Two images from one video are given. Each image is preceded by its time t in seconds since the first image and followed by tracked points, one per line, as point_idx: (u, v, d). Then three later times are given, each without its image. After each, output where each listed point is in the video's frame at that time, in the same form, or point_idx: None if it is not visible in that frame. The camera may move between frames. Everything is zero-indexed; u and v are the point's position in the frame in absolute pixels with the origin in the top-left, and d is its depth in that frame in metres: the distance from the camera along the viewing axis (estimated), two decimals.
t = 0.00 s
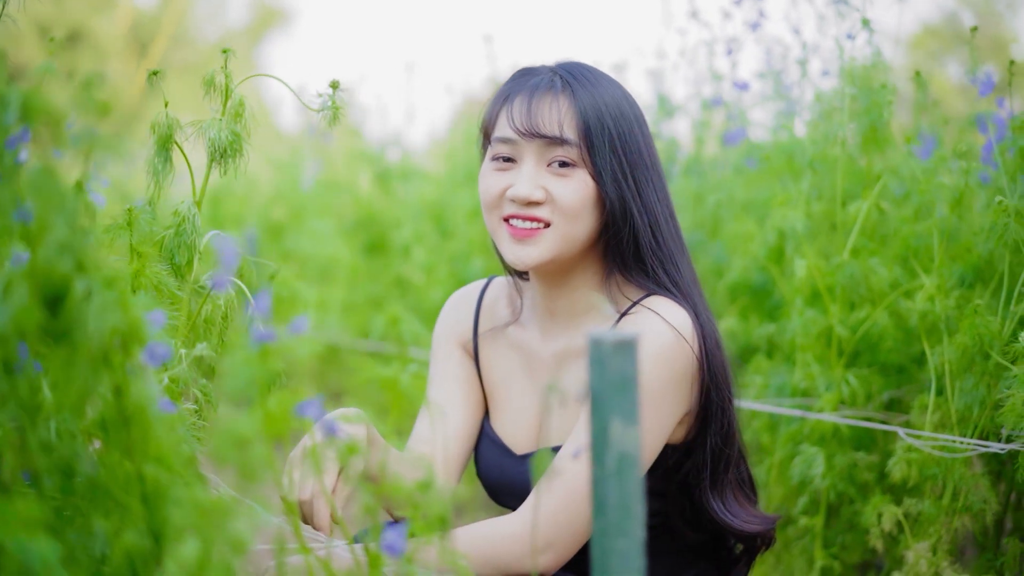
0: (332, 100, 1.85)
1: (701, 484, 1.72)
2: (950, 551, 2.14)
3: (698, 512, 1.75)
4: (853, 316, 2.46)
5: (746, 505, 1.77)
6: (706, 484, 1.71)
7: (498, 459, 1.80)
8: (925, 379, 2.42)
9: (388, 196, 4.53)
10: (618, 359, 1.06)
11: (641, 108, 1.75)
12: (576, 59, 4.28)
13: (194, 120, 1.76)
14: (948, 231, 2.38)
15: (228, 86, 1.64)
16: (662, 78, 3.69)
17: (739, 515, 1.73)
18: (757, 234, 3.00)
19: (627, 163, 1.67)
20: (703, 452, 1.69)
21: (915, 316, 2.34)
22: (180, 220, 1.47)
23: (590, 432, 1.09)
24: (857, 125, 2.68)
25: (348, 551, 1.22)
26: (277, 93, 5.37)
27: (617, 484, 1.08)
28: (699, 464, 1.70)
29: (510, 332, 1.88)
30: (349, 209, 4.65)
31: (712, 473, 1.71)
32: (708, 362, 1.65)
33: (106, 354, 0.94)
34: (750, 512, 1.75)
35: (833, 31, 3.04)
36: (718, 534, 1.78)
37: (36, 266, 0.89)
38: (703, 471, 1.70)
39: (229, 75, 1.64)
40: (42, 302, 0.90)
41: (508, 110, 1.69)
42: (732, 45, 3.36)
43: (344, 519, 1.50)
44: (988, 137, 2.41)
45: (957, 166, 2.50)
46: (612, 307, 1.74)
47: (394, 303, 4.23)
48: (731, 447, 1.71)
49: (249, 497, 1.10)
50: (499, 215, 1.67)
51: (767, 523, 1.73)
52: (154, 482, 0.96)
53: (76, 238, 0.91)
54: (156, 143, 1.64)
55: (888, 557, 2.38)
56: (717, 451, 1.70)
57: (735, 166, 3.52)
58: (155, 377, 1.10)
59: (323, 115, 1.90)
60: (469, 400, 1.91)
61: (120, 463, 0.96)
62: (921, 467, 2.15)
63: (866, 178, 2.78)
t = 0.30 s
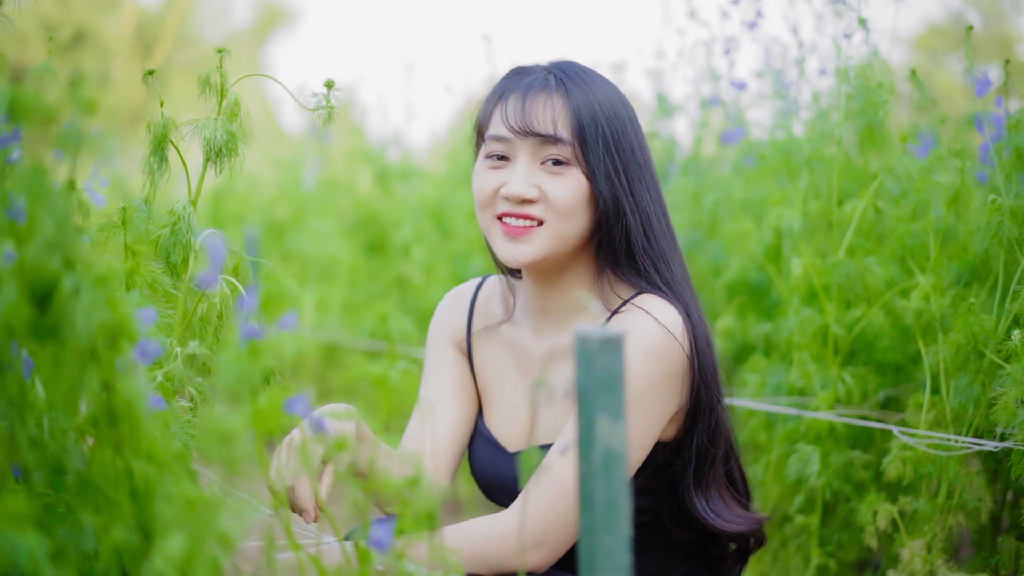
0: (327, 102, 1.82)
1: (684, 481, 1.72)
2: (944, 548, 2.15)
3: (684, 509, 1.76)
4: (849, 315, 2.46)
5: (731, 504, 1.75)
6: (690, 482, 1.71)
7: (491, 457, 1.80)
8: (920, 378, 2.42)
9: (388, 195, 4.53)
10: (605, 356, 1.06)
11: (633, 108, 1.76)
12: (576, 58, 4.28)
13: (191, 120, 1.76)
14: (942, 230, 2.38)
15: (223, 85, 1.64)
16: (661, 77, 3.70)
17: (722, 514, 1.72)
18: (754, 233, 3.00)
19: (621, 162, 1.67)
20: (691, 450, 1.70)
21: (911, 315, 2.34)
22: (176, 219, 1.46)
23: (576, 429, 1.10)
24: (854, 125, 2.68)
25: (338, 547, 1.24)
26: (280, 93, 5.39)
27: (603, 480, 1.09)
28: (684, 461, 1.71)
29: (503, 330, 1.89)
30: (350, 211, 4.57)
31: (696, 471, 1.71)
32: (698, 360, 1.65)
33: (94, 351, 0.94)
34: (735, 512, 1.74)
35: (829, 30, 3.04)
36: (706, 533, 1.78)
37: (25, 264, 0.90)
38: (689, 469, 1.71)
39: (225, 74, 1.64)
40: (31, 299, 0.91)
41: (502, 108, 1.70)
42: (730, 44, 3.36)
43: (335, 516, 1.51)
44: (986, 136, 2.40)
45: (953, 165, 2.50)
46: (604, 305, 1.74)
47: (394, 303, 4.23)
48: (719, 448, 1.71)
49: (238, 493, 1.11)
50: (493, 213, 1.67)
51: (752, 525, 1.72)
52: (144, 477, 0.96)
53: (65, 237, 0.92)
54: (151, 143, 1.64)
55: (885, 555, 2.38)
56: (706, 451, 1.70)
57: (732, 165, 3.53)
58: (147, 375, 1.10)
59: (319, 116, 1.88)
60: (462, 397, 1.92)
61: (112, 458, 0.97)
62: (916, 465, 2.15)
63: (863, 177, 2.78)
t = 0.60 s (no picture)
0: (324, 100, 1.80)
1: (670, 478, 1.73)
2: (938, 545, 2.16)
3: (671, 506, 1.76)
4: (845, 314, 2.47)
5: (718, 503, 1.75)
6: (675, 479, 1.72)
7: (484, 454, 1.82)
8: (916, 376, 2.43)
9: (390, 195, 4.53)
10: (593, 350, 1.06)
11: (625, 108, 1.77)
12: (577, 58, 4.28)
13: (191, 119, 1.77)
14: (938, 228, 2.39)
15: (222, 85, 1.65)
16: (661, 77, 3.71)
17: (706, 513, 1.72)
18: (752, 232, 3.01)
19: (612, 161, 1.69)
20: (678, 447, 1.72)
21: (906, 313, 2.35)
22: (176, 217, 1.47)
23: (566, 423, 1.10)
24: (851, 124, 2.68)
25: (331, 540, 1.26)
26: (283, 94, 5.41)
27: (593, 474, 1.09)
28: (671, 459, 1.72)
29: (496, 327, 1.90)
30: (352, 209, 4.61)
31: (682, 469, 1.72)
32: (688, 359, 1.67)
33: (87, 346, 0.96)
34: (721, 511, 1.75)
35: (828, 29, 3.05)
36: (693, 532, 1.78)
37: (20, 260, 0.92)
38: (674, 467, 1.72)
39: (224, 74, 1.65)
40: (26, 294, 0.93)
41: (495, 108, 1.71)
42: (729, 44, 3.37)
43: (330, 512, 1.53)
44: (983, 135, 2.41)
45: (949, 164, 2.51)
46: (595, 304, 1.76)
47: (396, 302, 4.23)
48: (707, 447, 1.73)
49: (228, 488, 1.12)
50: (486, 211, 1.68)
51: (739, 525, 1.73)
52: (137, 470, 0.97)
53: (59, 232, 0.93)
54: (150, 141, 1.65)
55: (881, 552, 2.40)
56: (693, 450, 1.72)
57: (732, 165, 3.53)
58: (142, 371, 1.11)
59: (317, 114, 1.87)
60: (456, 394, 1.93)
61: (106, 451, 0.99)
62: (911, 463, 2.17)
63: (861, 177, 2.79)
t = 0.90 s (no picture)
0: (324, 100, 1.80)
1: (663, 476, 1.74)
2: (936, 543, 2.17)
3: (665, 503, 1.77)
4: (844, 312, 2.48)
5: (711, 501, 1.76)
6: (668, 477, 1.73)
7: (479, 452, 1.83)
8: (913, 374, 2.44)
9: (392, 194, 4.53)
10: (586, 347, 1.06)
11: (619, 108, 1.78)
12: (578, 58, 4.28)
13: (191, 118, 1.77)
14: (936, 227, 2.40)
15: (222, 85, 1.66)
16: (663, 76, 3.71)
17: (699, 511, 1.73)
18: (751, 231, 3.02)
19: (606, 161, 1.70)
20: (671, 446, 1.73)
21: (904, 311, 2.35)
22: (176, 216, 1.48)
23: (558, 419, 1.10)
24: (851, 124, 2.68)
25: (327, 536, 1.28)
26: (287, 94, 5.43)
27: (584, 469, 1.09)
28: (664, 458, 1.73)
29: (490, 325, 1.91)
30: (355, 210, 4.58)
31: (675, 468, 1.73)
32: (680, 358, 1.68)
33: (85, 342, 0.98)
34: (715, 509, 1.75)
35: (826, 30, 3.05)
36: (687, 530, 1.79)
37: (16, 258, 0.93)
38: (667, 466, 1.73)
39: (224, 73, 1.66)
40: (24, 292, 0.94)
41: (490, 107, 1.72)
42: (729, 44, 3.38)
43: (327, 509, 1.54)
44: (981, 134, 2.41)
45: (947, 163, 2.51)
46: (587, 302, 1.77)
47: (399, 301, 4.24)
48: (700, 446, 1.74)
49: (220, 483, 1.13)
50: (480, 210, 1.70)
51: (732, 523, 1.74)
52: (133, 464, 0.98)
53: (56, 230, 0.94)
54: (151, 140, 1.65)
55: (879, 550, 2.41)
56: (686, 449, 1.73)
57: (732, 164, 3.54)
58: (139, 366, 1.13)
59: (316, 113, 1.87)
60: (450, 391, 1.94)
61: (103, 446, 1.00)
62: (908, 460, 2.17)
63: (860, 175, 2.80)
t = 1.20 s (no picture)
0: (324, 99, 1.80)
1: (658, 473, 1.75)
2: (933, 540, 2.18)
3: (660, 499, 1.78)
4: (843, 310, 2.48)
5: (706, 497, 1.77)
6: (663, 474, 1.74)
7: (473, 449, 1.84)
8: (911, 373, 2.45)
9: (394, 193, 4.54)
10: (579, 343, 1.06)
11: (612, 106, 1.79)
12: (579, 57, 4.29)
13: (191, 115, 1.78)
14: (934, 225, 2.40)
15: (222, 82, 1.66)
16: (663, 75, 3.72)
17: (694, 507, 1.74)
18: (751, 229, 3.02)
19: (600, 160, 1.71)
20: (666, 443, 1.74)
21: (901, 309, 2.36)
22: (176, 213, 1.49)
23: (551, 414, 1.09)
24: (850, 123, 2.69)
25: (325, 531, 1.28)
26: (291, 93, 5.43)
27: (578, 464, 1.08)
28: (659, 455, 1.74)
29: (483, 323, 1.92)
30: (357, 209, 4.59)
31: (670, 465, 1.74)
32: (675, 355, 1.69)
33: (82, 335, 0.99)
34: (709, 505, 1.76)
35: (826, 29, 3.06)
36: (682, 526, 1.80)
37: (16, 251, 0.94)
38: (662, 462, 1.74)
39: (224, 70, 1.66)
40: (23, 284, 0.96)
41: (484, 107, 1.73)
42: (729, 43, 3.38)
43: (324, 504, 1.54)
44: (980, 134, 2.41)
45: (946, 162, 2.51)
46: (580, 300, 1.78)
47: (400, 299, 4.25)
48: (695, 443, 1.75)
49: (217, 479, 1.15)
50: (474, 209, 1.71)
51: (726, 519, 1.75)
52: (130, 458, 0.99)
53: (54, 223, 0.95)
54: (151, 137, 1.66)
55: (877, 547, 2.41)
56: (681, 446, 1.74)
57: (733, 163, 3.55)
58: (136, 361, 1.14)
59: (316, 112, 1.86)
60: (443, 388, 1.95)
61: (100, 439, 1.01)
62: (906, 457, 2.18)
63: (859, 174, 2.80)
